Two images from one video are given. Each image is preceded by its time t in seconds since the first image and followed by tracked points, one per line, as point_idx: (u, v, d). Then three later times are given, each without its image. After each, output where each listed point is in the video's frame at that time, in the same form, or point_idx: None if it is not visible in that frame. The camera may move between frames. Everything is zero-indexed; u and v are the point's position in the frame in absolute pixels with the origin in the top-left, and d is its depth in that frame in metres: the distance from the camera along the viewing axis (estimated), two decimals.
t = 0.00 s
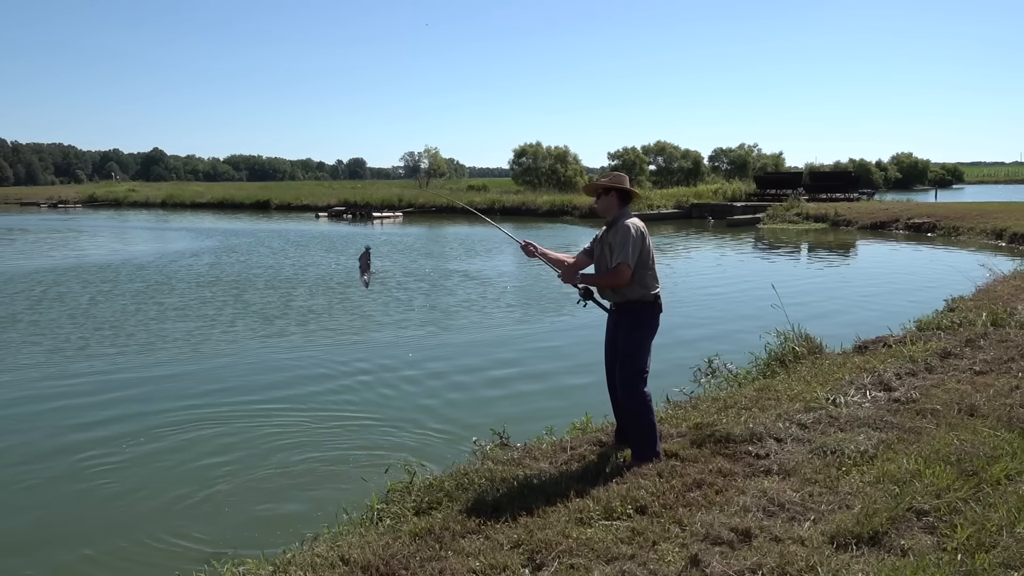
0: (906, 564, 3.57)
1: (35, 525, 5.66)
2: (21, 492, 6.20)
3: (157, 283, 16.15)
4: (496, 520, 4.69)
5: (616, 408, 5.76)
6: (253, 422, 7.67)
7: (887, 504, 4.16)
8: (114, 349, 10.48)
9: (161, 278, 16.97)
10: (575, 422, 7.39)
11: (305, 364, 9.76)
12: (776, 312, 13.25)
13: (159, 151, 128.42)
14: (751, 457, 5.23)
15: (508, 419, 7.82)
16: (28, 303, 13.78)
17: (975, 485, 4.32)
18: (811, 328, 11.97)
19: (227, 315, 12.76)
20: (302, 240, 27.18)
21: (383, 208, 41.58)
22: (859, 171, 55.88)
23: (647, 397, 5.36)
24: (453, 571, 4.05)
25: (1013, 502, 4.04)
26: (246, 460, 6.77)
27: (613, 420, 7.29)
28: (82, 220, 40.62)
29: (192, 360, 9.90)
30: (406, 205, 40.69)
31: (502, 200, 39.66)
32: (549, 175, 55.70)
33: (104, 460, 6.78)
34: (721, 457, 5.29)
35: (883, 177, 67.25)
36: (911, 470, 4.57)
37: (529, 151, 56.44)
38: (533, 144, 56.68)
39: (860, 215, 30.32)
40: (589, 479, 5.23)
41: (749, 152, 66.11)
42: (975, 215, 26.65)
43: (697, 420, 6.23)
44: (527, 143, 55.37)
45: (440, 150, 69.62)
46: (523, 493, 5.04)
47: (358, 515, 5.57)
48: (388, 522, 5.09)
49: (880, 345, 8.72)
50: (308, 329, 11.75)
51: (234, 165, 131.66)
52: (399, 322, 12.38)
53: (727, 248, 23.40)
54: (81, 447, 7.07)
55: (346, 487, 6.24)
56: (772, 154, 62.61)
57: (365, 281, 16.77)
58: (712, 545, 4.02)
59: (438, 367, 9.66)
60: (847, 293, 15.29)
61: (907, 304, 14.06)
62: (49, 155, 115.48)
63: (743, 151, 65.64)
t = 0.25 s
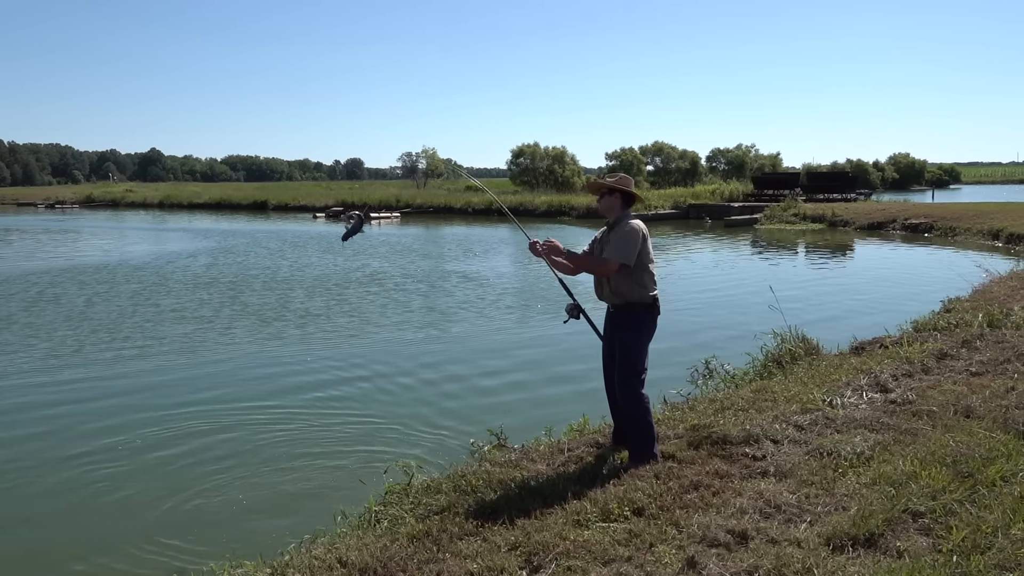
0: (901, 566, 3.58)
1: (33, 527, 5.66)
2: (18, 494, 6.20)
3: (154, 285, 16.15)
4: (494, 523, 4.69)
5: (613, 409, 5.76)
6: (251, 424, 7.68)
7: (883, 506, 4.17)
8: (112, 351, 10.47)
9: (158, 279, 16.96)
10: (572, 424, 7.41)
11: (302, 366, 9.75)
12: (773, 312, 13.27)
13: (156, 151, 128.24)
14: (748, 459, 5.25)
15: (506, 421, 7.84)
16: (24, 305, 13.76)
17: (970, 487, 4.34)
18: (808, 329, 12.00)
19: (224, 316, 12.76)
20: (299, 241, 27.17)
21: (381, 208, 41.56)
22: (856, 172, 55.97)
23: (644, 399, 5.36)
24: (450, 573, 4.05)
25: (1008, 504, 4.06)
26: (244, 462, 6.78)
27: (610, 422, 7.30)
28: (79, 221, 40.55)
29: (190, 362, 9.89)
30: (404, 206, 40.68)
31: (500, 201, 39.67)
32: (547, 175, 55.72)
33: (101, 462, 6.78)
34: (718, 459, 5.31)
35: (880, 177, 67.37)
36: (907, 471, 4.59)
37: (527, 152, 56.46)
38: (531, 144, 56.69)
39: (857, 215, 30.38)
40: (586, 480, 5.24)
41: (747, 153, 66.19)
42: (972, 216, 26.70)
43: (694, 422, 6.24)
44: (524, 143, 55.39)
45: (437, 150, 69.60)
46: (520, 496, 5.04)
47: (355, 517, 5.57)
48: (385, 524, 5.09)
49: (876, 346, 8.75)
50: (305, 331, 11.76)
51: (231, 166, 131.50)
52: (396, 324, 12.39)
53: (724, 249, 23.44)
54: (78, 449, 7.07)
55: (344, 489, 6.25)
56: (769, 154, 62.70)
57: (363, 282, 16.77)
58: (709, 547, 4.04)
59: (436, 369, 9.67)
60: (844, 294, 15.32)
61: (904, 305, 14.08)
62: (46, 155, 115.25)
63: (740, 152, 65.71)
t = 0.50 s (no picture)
0: (897, 566, 3.59)
1: (29, 529, 5.65)
2: (17, 494, 6.21)
3: (152, 285, 16.14)
4: (492, 524, 4.69)
5: (612, 409, 5.77)
6: (248, 425, 7.67)
7: (879, 506, 4.19)
8: (108, 352, 10.44)
9: (155, 280, 16.96)
10: (570, 424, 7.42)
11: (300, 367, 9.74)
12: (771, 313, 13.28)
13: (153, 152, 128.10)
14: (745, 460, 5.26)
15: (503, 422, 7.85)
16: (21, 306, 13.76)
17: (967, 487, 4.36)
18: (805, 329, 12.02)
19: (222, 317, 12.76)
20: (296, 241, 27.15)
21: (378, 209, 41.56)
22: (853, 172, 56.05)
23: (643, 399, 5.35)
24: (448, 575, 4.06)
25: (1004, 504, 4.08)
26: (242, 463, 6.79)
27: (607, 422, 7.32)
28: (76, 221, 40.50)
29: (188, 363, 9.90)
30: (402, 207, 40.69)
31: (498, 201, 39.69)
32: (544, 176, 55.74)
33: (99, 462, 6.79)
34: (715, 459, 5.32)
35: (877, 177, 67.48)
36: (903, 472, 4.60)
37: (524, 152, 56.47)
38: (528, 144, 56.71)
39: (855, 216, 30.42)
40: (584, 481, 5.25)
41: (744, 153, 66.25)
42: (969, 216, 26.74)
43: (691, 423, 6.25)
44: (522, 144, 55.40)
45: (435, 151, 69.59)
46: (519, 497, 5.04)
47: (354, 518, 5.58)
48: (384, 525, 5.10)
49: (873, 346, 8.77)
50: (302, 332, 11.77)
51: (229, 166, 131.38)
52: (394, 324, 12.40)
53: (722, 249, 23.46)
54: (75, 449, 7.07)
55: (342, 490, 6.26)
56: (767, 155, 62.76)
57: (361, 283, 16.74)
58: (707, 548, 4.05)
59: (434, 370, 9.68)
60: (841, 294, 15.35)
61: (901, 305, 14.11)
62: (42, 155, 114.95)
63: (738, 152, 65.75)
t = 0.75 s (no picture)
0: (891, 566, 3.62)
1: (26, 530, 5.67)
2: (15, 495, 6.22)
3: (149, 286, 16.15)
4: (488, 525, 4.70)
5: (609, 410, 5.79)
6: (245, 427, 7.68)
7: (874, 507, 4.21)
8: (105, 354, 10.44)
9: (153, 281, 16.97)
10: (567, 426, 7.45)
11: (297, 368, 9.75)
12: (769, 313, 13.30)
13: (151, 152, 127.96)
14: (741, 460, 5.28)
15: (501, 423, 7.87)
16: (19, 307, 13.76)
17: (961, 487, 4.39)
18: (802, 330, 12.05)
19: (219, 318, 12.77)
20: (294, 242, 27.15)
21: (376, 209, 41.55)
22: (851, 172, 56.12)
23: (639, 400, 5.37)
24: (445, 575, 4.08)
25: (998, 504, 4.11)
26: (240, 464, 6.81)
27: (604, 423, 7.34)
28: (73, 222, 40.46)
29: (186, 364, 9.91)
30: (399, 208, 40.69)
31: (495, 202, 39.71)
32: (542, 176, 55.75)
33: (97, 464, 6.81)
34: (711, 460, 5.34)
35: (875, 177, 67.56)
36: (898, 472, 4.63)
37: (522, 153, 56.49)
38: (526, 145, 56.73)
39: (852, 216, 30.47)
40: (581, 482, 5.27)
41: (742, 153, 66.31)
42: (967, 217, 26.79)
43: (688, 423, 6.27)
44: (520, 144, 55.41)
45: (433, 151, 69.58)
46: (515, 498, 5.06)
47: (351, 519, 5.60)
48: (381, 526, 5.12)
49: (870, 347, 8.80)
50: (300, 333, 11.78)
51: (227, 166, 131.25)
52: (392, 326, 12.42)
53: (719, 250, 23.50)
54: (73, 450, 7.08)
55: (340, 491, 6.28)
56: (764, 155, 62.82)
57: (358, 284, 16.75)
58: (702, 548, 4.07)
59: (432, 371, 9.70)
60: (838, 295, 15.39)
61: (898, 306, 14.14)
62: (40, 155, 114.80)
63: (735, 152, 65.80)
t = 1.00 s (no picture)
0: (884, 566, 3.64)
1: (23, 530, 5.68)
2: (12, 495, 6.24)
3: (146, 287, 16.15)
4: (485, 526, 4.71)
5: (605, 411, 5.81)
6: (242, 427, 7.69)
7: (867, 507, 4.23)
8: (101, 355, 10.44)
9: (149, 282, 16.98)
10: (563, 426, 7.47)
11: (294, 370, 9.76)
12: (765, 314, 13.33)
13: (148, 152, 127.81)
14: (736, 461, 5.30)
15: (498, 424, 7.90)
16: (16, 308, 13.76)
17: (955, 487, 4.41)
18: (798, 330, 12.08)
19: (216, 319, 12.79)
20: (291, 242, 27.16)
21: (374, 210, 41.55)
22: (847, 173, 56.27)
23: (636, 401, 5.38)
24: None
25: (991, 504, 4.13)
26: (237, 465, 6.81)
27: (600, 424, 7.36)
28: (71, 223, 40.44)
29: (183, 365, 9.92)
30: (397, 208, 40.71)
31: (493, 202, 39.74)
32: (540, 177, 55.79)
33: (93, 464, 6.81)
34: (706, 460, 5.36)
35: (872, 178, 67.72)
36: (892, 473, 4.65)
37: (520, 154, 56.52)
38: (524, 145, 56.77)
39: (849, 216, 30.53)
40: (576, 483, 5.28)
41: (739, 154, 66.40)
42: (963, 217, 26.88)
43: (683, 424, 6.30)
44: (518, 144, 55.46)
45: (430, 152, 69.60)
46: (512, 498, 5.07)
47: (347, 519, 5.61)
48: (378, 526, 5.13)
49: (865, 347, 8.83)
50: (297, 334, 11.79)
51: (224, 166, 131.15)
52: (389, 327, 12.43)
53: (716, 250, 23.54)
54: (70, 451, 7.10)
55: (338, 491, 6.30)
56: (762, 156, 62.95)
57: (355, 285, 16.76)
58: (696, 548, 4.09)
59: (429, 372, 9.72)
60: (834, 295, 15.43)
61: (894, 306, 14.19)
62: (37, 156, 114.69)
63: (733, 153, 65.89)
